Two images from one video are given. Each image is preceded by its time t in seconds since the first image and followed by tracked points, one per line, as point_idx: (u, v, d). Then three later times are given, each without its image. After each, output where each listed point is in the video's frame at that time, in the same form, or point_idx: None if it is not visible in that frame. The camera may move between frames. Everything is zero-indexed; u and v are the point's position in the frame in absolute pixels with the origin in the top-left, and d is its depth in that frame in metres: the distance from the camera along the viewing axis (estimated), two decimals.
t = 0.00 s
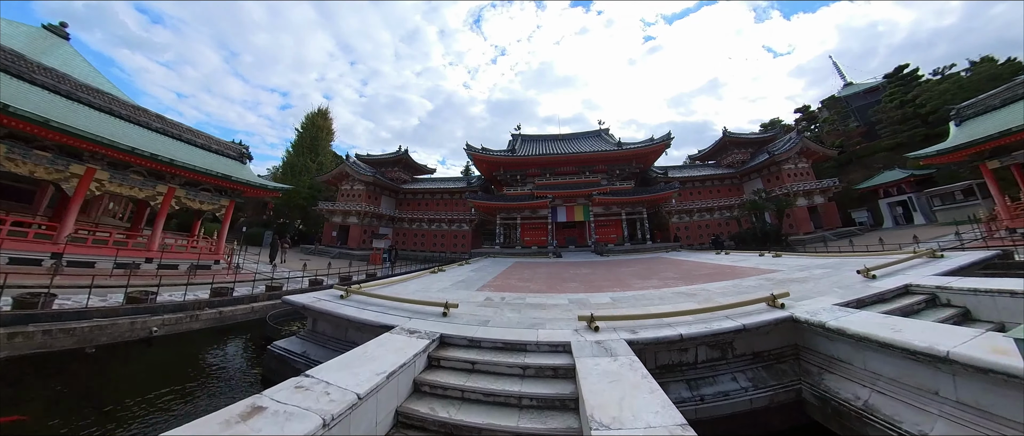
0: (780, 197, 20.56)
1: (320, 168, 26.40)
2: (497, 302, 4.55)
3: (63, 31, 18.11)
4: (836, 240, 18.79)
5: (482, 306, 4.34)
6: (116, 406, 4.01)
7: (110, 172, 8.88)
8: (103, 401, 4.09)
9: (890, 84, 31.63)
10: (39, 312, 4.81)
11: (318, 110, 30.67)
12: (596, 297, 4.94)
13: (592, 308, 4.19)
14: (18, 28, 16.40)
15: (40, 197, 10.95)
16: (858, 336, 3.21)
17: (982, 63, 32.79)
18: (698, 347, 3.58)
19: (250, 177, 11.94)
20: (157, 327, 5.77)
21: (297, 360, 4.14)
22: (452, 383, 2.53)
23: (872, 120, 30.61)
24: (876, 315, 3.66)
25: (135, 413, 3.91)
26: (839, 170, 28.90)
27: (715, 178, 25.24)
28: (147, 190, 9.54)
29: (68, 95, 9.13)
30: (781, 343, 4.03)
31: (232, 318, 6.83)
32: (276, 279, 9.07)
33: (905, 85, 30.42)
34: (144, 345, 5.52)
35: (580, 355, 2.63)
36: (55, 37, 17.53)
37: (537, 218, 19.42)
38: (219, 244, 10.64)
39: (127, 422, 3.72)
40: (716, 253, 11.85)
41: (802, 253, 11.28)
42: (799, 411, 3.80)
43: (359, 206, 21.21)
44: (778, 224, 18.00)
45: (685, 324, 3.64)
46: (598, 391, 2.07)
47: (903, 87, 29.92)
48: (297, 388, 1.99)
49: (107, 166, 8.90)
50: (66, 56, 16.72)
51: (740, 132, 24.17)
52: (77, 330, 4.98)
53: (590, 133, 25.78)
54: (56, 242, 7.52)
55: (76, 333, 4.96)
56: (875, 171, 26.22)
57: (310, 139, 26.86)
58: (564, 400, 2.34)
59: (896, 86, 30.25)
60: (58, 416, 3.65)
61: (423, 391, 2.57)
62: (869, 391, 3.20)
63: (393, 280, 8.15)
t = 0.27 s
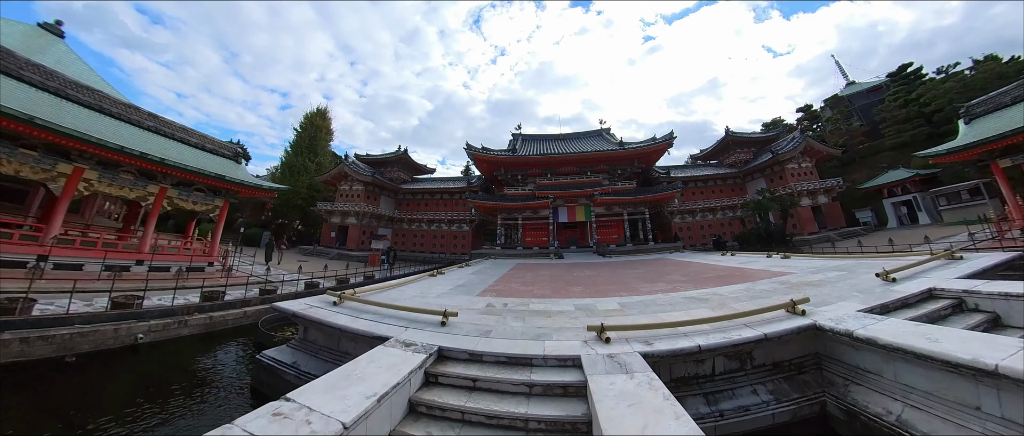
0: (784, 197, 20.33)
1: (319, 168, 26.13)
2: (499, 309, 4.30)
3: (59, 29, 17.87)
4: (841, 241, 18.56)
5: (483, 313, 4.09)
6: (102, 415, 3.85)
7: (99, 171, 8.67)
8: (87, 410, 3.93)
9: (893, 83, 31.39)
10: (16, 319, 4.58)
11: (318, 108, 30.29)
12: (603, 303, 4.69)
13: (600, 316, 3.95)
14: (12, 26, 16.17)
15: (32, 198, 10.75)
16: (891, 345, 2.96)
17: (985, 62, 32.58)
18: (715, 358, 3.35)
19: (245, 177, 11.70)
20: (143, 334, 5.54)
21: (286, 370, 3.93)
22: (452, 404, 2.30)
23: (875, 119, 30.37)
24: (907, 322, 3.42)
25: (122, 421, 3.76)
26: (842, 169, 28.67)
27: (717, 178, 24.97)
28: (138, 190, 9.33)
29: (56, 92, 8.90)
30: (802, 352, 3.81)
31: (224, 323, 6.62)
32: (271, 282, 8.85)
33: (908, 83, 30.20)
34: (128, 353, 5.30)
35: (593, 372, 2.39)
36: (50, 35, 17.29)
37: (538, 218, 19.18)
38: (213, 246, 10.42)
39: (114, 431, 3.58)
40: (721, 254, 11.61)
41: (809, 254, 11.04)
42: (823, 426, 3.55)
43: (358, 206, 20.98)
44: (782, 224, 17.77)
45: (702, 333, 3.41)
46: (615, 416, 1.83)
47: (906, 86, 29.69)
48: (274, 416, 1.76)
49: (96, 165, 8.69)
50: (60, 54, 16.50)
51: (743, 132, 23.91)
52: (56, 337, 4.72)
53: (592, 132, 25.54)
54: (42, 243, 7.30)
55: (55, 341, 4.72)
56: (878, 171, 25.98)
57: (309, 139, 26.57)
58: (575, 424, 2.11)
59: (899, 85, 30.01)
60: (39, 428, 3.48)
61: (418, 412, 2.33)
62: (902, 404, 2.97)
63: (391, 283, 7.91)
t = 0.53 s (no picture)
0: (788, 195, 20.05)
1: (317, 167, 25.83)
2: (501, 312, 4.03)
3: (55, 26, 17.66)
4: (846, 240, 18.28)
5: (484, 316, 3.83)
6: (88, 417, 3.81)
7: (86, 166, 8.45)
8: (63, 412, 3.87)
9: (897, 80, 31.07)
10: None
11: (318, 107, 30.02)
12: (611, 304, 4.41)
13: (609, 318, 3.68)
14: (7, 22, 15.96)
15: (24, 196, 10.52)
16: (931, 347, 2.71)
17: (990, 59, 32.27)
18: (738, 363, 3.11)
19: (239, 174, 11.45)
20: (125, 336, 5.46)
21: (273, 377, 3.74)
22: (452, 420, 2.04)
23: (880, 117, 30.06)
24: (944, 323, 3.16)
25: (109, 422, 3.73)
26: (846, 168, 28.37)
27: (720, 177, 24.70)
28: (127, 186, 9.10)
29: (44, 84, 8.64)
30: (828, 355, 3.56)
31: (212, 324, 6.58)
32: (264, 282, 8.66)
33: (912, 81, 29.89)
34: (110, 356, 5.24)
35: (612, 385, 2.13)
36: (46, 31, 17.08)
37: (540, 217, 18.89)
38: (205, 244, 10.22)
39: (99, 432, 3.55)
40: (728, 253, 11.32)
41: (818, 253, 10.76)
42: None
43: (357, 205, 20.70)
44: (787, 223, 17.48)
45: (723, 337, 3.17)
46: None
47: (910, 84, 29.39)
48: None
49: (83, 160, 8.47)
50: (55, 50, 16.27)
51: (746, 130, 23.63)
52: (31, 339, 4.57)
53: (593, 131, 25.25)
54: (27, 240, 7.10)
55: (31, 344, 4.57)
56: (883, 169, 25.68)
57: (307, 137, 26.27)
58: None
59: (903, 82, 29.72)
60: (20, 429, 3.43)
61: (415, 427, 2.08)
62: (945, 412, 2.70)
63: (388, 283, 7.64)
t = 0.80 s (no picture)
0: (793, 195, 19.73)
1: (315, 167, 25.49)
2: (503, 320, 3.76)
3: (48, 22, 17.36)
4: (851, 239, 17.98)
5: (484, 326, 3.55)
6: (73, 425, 3.79)
7: (72, 164, 8.21)
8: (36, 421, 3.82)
9: (902, 78, 30.75)
10: None
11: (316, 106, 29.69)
12: (621, 311, 4.12)
13: (621, 328, 3.39)
14: None
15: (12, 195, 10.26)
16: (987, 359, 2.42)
17: (995, 57, 31.92)
18: (767, 377, 2.81)
19: (232, 172, 11.18)
20: (102, 344, 5.27)
21: (256, 390, 3.47)
22: None
23: (884, 115, 29.73)
24: (992, 329, 2.87)
25: (92, 432, 3.69)
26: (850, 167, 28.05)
27: (723, 176, 24.39)
28: (114, 184, 8.83)
29: (28, 79, 8.36)
30: (860, 365, 3.29)
31: (198, 330, 6.37)
32: (255, 285, 8.44)
33: (917, 79, 29.58)
34: (89, 364, 5.04)
35: (635, 410, 1.84)
36: (38, 27, 16.78)
37: (540, 217, 18.57)
38: (197, 245, 10.05)
39: None
40: (735, 254, 11.01)
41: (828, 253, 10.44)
42: None
43: (355, 205, 20.39)
44: (792, 222, 17.14)
45: (749, 348, 2.90)
46: None
47: (915, 82, 29.07)
48: None
49: (69, 158, 8.23)
50: (46, 47, 15.93)
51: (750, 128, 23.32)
52: None
53: (595, 130, 24.91)
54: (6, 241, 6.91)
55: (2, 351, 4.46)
56: (888, 168, 25.36)
57: (305, 136, 25.87)
58: None
59: (908, 81, 29.40)
60: None
61: None
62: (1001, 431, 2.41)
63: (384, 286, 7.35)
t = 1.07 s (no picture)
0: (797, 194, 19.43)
1: (313, 166, 25.14)
2: (505, 328, 3.50)
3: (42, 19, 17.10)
4: (856, 239, 17.70)
5: (485, 335, 3.30)
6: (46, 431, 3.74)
7: (57, 160, 7.98)
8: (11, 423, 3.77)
9: (906, 77, 30.44)
10: None
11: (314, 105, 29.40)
12: (631, 317, 3.85)
13: (632, 338, 3.14)
14: None
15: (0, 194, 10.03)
16: None
17: (1000, 54, 31.59)
18: (796, 391, 2.54)
19: (225, 170, 10.92)
20: (80, 349, 5.14)
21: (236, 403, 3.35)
22: None
23: (888, 114, 29.44)
24: None
25: None
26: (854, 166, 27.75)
27: (726, 175, 24.12)
28: (102, 182, 8.63)
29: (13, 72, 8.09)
30: (893, 375, 3.02)
31: (184, 334, 6.24)
32: (246, 287, 8.26)
33: (921, 77, 29.27)
34: (64, 372, 4.91)
35: None
36: (31, 24, 16.52)
37: (541, 217, 18.30)
38: (188, 245, 9.91)
39: None
40: (742, 254, 10.73)
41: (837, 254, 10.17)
42: None
43: (353, 205, 20.12)
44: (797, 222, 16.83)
45: (778, 360, 2.67)
46: None
47: (920, 80, 28.77)
48: None
49: (55, 154, 8.00)
50: (41, 43, 15.66)
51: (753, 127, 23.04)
52: None
53: (596, 128, 24.60)
54: None
55: None
56: (892, 167, 25.07)
57: (303, 134, 25.48)
58: None
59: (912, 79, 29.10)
60: None
61: None
62: None
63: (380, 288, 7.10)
